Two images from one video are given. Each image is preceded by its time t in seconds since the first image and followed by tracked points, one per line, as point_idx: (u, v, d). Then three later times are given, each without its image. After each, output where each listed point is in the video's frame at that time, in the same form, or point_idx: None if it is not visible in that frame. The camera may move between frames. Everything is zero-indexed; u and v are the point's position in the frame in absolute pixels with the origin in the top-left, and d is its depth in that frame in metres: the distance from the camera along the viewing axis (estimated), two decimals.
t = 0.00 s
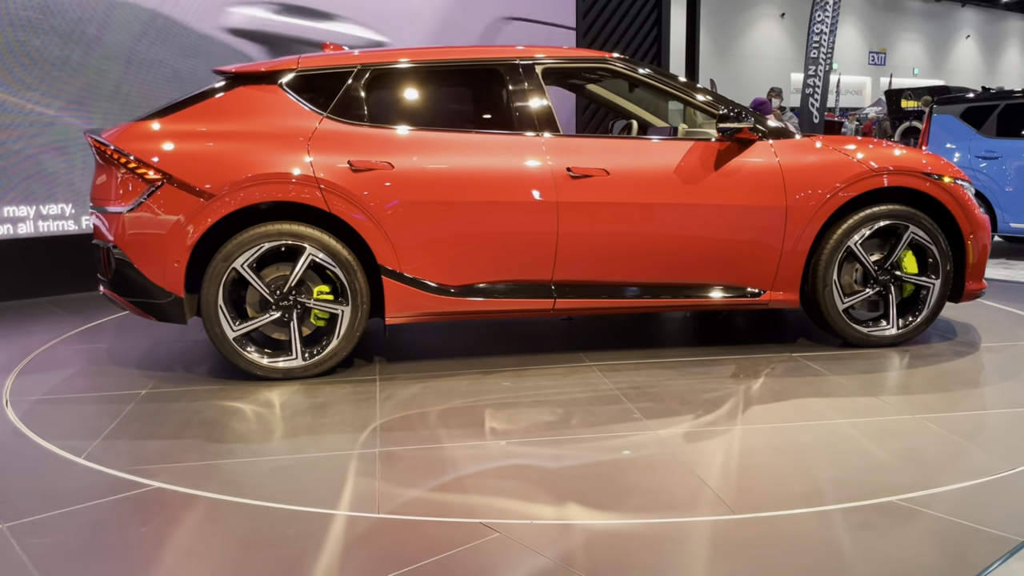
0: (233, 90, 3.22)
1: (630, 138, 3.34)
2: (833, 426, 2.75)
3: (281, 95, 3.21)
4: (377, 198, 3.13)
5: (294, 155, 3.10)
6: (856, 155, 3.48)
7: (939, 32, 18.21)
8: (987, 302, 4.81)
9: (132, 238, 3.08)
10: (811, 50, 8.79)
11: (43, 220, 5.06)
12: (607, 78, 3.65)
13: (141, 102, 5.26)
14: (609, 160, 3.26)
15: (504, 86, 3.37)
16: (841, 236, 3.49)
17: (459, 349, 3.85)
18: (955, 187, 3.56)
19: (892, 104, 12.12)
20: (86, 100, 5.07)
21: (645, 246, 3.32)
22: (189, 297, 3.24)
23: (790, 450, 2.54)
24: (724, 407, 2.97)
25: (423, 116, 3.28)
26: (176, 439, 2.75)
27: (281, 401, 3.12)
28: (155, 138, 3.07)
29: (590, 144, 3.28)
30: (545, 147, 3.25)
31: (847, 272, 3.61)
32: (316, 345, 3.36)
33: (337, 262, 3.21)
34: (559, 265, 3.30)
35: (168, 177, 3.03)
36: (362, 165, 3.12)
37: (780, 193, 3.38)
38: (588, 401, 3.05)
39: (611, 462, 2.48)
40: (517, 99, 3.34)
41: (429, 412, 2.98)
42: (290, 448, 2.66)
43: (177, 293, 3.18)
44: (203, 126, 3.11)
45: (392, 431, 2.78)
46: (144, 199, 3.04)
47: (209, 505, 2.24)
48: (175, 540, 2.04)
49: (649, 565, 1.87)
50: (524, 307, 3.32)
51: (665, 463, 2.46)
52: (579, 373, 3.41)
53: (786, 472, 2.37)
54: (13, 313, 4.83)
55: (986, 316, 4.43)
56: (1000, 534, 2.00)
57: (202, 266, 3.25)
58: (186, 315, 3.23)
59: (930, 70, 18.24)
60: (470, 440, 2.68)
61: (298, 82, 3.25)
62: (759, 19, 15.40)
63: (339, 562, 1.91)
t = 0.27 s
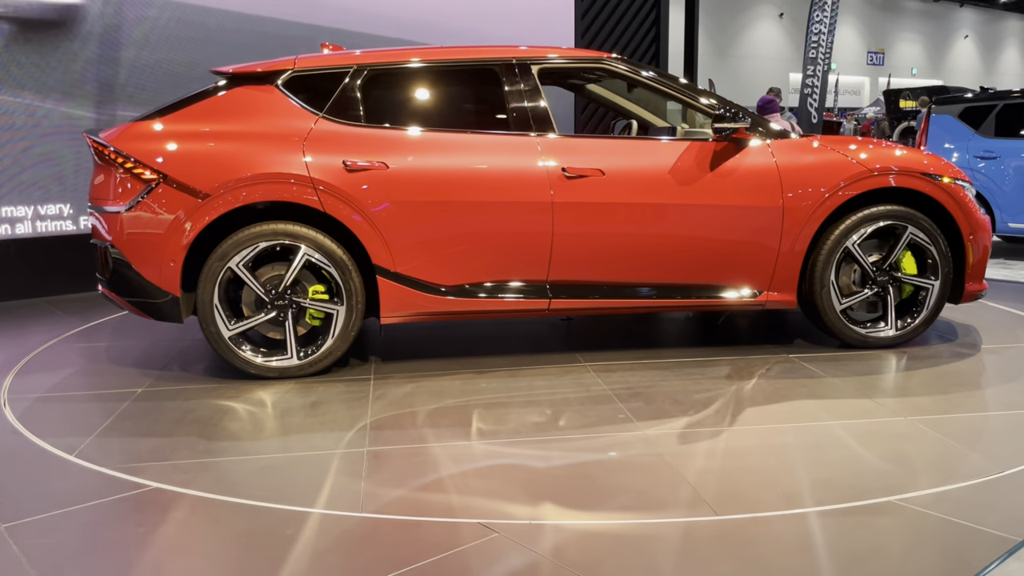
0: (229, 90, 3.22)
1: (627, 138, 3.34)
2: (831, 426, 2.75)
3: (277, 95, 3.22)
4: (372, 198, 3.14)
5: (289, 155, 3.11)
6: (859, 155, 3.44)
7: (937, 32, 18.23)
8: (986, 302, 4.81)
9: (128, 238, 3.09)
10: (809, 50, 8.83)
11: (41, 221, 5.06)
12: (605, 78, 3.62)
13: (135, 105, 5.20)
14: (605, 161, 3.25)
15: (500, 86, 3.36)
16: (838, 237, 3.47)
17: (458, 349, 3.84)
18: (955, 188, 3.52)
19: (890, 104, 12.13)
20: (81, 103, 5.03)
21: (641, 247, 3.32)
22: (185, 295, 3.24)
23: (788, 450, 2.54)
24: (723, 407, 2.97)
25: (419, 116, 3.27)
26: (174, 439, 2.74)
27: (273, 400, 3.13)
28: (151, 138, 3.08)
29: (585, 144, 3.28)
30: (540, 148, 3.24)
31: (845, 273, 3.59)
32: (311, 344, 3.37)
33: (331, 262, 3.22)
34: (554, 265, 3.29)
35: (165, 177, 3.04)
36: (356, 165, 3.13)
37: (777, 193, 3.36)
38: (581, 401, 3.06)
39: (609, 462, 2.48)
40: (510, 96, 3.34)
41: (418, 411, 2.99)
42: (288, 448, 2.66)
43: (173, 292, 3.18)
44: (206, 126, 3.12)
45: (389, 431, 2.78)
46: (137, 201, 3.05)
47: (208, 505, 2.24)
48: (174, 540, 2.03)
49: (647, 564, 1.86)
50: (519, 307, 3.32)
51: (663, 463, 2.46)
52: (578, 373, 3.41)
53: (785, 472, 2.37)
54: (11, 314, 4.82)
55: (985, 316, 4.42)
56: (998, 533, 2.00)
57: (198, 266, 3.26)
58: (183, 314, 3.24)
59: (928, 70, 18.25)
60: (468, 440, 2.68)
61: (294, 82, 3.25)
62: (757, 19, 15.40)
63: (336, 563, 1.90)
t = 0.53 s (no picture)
0: (226, 91, 3.23)
1: (623, 138, 3.33)
2: (830, 426, 2.75)
3: (274, 96, 3.23)
4: (367, 198, 3.14)
5: (285, 155, 3.11)
6: (860, 156, 3.42)
7: (935, 32, 18.24)
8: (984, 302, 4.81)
9: (125, 237, 3.11)
10: (809, 50, 8.97)
11: (39, 221, 5.06)
12: (603, 78, 3.60)
13: (136, 107, 5.26)
14: (601, 161, 3.24)
15: (495, 87, 3.37)
16: (835, 238, 3.45)
17: (455, 349, 3.84)
18: (953, 188, 3.50)
19: (889, 104, 12.15)
20: (82, 105, 5.06)
21: (638, 246, 3.30)
22: (182, 295, 3.25)
23: (787, 450, 2.54)
24: (720, 407, 2.97)
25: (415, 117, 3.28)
26: (172, 440, 2.74)
27: (266, 400, 3.14)
28: (148, 138, 3.09)
29: (580, 144, 3.27)
30: (536, 148, 3.25)
31: (843, 274, 3.57)
32: (307, 344, 3.37)
33: (327, 262, 3.22)
34: (550, 265, 3.29)
35: (161, 177, 3.05)
36: (352, 166, 3.13)
37: (774, 194, 3.35)
38: (572, 401, 3.06)
39: (608, 461, 2.48)
40: (506, 95, 3.35)
41: (407, 410, 3.00)
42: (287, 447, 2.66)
43: (170, 292, 3.19)
44: (209, 127, 3.13)
45: (389, 430, 2.79)
46: (134, 201, 3.06)
47: (206, 506, 2.23)
48: (172, 541, 2.03)
49: (647, 564, 1.86)
50: (514, 308, 3.32)
51: (662, 462, 2.46)
52: (577, 372, 3.42)
53: (784, 472, 2.37)
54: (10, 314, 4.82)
55: (983, 316, 4.42)
56: (996, 533, 2.00)
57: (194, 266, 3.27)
58: (180, 313, 3.25)
59: (926, 71, 18.27)
60: (467, 440, 2.68)
61: (291, 83, 3.26)
62: (756, 19, 15.41)
63: (334, 564, 1.90)
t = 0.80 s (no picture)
0: (223, 92, 3.24)
1: (620, 138, 3.32)
2: (828, 426, 2.75)
3: (270, 97, 3.24)
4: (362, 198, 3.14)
5: (280, 156, 3.12)
6: (865, 157, 3.40)
7: (934, 32, 18.25)
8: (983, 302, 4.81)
9: (122, 237, 3.12)
10: (807, 50, 9.18)
11: (38, 221, 5.10)
12: (601, 78, 3.56)
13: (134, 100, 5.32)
14: (596, 161, 3.23)
15: (491, 87, 3.37)
16: (833, 239, 3.43)
17: (453, 349, 3.83)
18: (953, 188, 3.46)
19: (887, 104, 12.16)
20: (80, 101, 5.12)
21: (634, 246, 3.29)
22: (179, 294, 3.26)
23: (786, 450, 2.54)
24: (718, 407, 2.96)
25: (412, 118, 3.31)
26: (170, 440, 2.73)
27: (259, 398, 3.14)
28: (145, 138, 3.11)
29: (576, 144, 3.27)
30: (531, 148, 3.24)
31: (840, 274, 3.56)
32: (303, 343, 3.38)
33: (322, 261, 3.23)
34: (545, 265, 3.29)
35: (158, 177, 3.06)
36: (347, 166, 3.13)
37: (772, 194, 3.32)
38: (562, 400, 3.07)
39: (606, 461, 2.47)
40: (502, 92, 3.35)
41: (401, 410, 2.99)
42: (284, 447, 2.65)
43: (167, 292, 3.20)
44: (213, 126, 3.15)
45: (387, 430, 2.79)
46: (133, 199, 3.07)
47: (204, 506, 2.22)
48: (170, 541, 2.02)
49: (645, 564, 1.86)
50: (509, 307, 3.32)
51: (660, 462, 2.46)
52: (576, 372, 3.42)
53: (782, 472, 2.37)
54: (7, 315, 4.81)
55: (982, 316, 4.41)
56: (995, 532, 2.00)
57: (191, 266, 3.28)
58: (176, 313, 3.26)
59: (925, 71, 18.27)
60: (465, 440, 2.68)
61: (287, 84, 3.27)
62: (754, 19, 15.42)
63: (332, 564, 1.89)
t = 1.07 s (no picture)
0: (221, 93, 3.26)
1: (617, 138, 3.31)
2: (828, 426, 2.75)
3: (268, 97, 3.25)
4: (358, 198, 3.16)
5: (276, 156, 3.14)
6: (866, 158, 3.38)
7: (933, 32, 18.26)
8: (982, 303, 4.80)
9: (120, 237, 3.15)
10: (806, 50, 9.36)
11: (36, 221, 5.03)
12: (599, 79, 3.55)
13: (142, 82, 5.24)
14: (591, 161, 3.23)
15: (488, 87, 3.38)
16: (830, 240, 3.41)
17: (452, 350, 3.83)
18: (953, 188, 3.42)
19: (886, 104, 12.17)
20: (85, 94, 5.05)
21: (630, 246, 3.28)
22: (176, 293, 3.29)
23: (785, 450, 2.54)
24: (718, 407, 2.96)
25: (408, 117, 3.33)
26: (168, 440, 2.72)
27: (251, 398, 3.15)
28: (144, 139, 3.13)
29: (572, 145, 3.26)
30: (527, 148, 3.24)
31: (839, 275, 3.54)
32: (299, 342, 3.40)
33: (318, 261, 3.24)
34: (540, 265, 3.28)
35: (156, 178, 3.10)
36: (342, 166, 3.15)
37: (769, 194, 3.30)
38: (556, 400, 3.07)
39: (605, 461, 2.47)
40: (498, 95, 3.35)
41: (399, 410, 2.99)
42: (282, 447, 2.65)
43: (164, 292, 3.22)
44: (217, 127, 3.17)
45: (386, 430, 2.79)
46: (133, 199, 3.10)
47: (204, 506, 2.21)
48: (170, 542, 2.01)
49: (646, 565, 1.86)
50: (505, 307, 3.32)
51: (660, 462, 2.46)
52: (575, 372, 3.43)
53: (781, 472, 2.37)
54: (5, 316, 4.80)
55: (981, 316, 4.41)
56: (994, 532, 2.00)
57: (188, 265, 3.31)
58: (174, 312, 3.28)
59: (924, 71, 18.28)
60: (463, 440, 2.68)
61: (285, 84, 3.28)
62: (753, 19, 15.42)
63: (332, 565, 1.89)
